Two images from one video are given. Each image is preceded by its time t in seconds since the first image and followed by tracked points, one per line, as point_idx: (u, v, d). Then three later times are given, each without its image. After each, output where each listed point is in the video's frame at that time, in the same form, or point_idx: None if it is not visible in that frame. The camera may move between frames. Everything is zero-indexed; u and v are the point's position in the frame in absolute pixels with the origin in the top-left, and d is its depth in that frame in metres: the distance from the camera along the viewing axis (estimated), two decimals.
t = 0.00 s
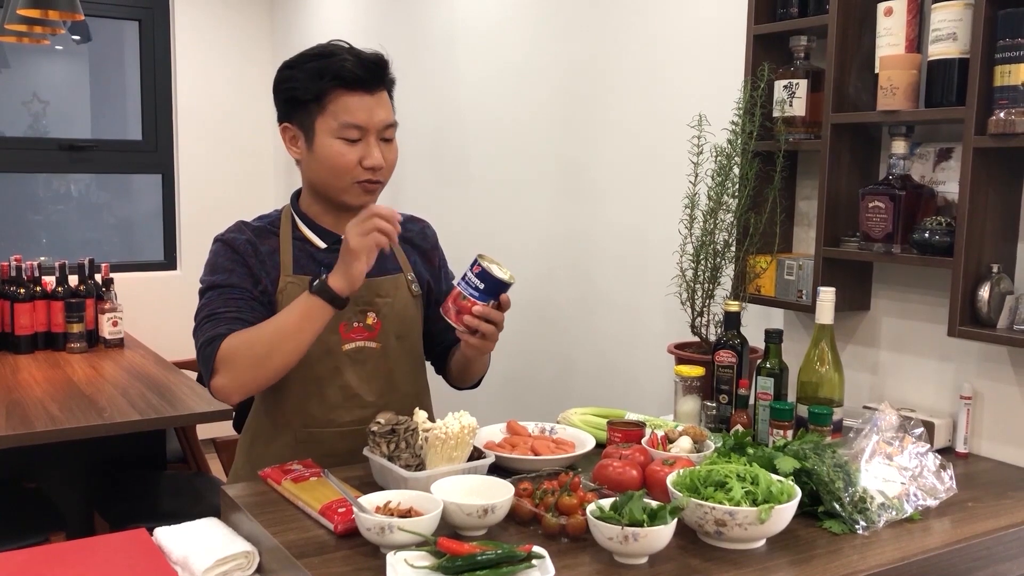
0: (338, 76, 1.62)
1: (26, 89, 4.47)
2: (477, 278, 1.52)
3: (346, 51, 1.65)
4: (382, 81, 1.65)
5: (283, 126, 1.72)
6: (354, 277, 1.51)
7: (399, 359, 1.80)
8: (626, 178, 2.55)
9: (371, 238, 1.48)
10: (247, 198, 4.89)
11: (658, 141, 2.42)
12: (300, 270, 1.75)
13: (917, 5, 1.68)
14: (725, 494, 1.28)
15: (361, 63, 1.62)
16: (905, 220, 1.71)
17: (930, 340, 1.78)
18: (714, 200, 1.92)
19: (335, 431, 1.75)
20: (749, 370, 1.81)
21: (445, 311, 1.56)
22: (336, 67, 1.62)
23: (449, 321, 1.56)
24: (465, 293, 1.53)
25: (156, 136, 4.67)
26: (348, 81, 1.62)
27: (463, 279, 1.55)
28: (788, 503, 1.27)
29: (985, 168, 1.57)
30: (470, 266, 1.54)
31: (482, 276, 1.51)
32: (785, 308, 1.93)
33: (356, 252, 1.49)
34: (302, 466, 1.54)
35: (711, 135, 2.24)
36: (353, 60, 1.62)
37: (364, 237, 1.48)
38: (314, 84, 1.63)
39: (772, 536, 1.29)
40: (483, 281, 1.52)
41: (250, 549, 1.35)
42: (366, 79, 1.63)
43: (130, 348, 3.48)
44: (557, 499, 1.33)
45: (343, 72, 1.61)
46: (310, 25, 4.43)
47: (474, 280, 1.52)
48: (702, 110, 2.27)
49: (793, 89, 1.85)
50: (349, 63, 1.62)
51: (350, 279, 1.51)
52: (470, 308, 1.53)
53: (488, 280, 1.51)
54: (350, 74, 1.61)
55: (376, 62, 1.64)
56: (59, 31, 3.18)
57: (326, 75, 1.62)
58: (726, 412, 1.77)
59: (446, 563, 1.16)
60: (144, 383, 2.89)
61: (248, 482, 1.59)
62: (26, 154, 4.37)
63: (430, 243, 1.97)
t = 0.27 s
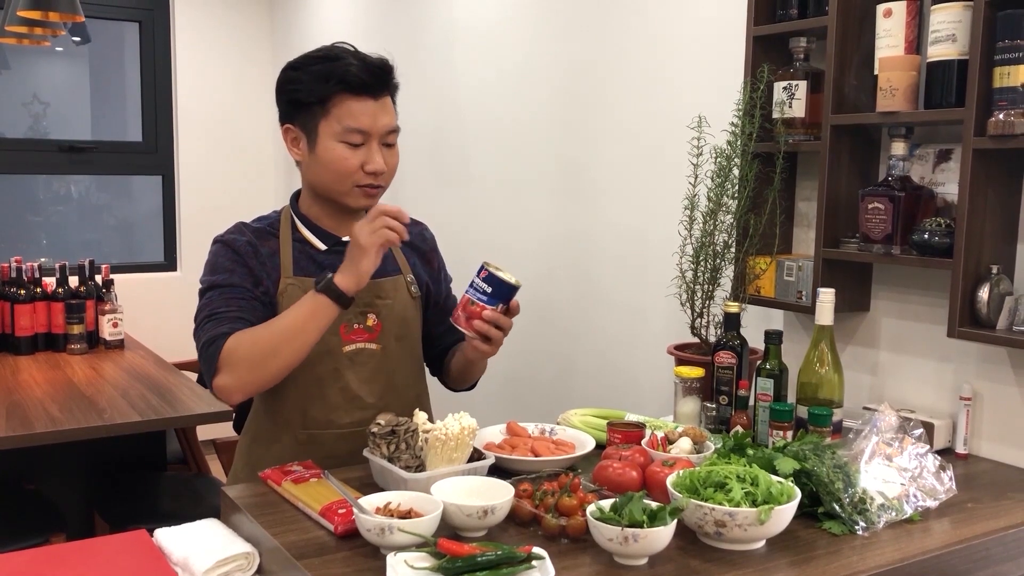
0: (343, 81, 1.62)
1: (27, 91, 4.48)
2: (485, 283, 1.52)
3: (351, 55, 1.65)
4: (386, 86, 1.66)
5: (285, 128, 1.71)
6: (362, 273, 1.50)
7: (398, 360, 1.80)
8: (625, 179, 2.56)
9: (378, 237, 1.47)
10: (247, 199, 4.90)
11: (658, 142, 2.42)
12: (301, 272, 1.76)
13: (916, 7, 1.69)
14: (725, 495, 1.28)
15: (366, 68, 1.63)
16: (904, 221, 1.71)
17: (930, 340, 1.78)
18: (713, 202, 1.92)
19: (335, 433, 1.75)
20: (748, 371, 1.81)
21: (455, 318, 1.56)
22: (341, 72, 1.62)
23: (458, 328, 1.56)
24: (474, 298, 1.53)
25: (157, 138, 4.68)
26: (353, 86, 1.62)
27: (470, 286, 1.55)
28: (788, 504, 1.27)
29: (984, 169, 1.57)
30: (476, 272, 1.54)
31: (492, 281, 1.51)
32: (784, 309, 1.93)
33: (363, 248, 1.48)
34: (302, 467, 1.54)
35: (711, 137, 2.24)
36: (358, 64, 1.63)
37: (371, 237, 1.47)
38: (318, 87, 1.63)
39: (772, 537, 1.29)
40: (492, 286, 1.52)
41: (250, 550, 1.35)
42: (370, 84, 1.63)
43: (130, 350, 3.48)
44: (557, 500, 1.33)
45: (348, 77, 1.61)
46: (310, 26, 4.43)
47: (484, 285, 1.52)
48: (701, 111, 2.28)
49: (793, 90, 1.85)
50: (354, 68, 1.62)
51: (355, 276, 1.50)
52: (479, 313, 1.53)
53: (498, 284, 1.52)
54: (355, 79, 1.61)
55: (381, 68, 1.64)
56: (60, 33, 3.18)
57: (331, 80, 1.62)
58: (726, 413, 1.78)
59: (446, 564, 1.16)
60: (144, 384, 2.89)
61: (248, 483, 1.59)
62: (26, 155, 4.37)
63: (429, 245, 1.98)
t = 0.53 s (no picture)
0: (337, 71, 1.65)
1: (27, 92, 4.48)
2: (532, 284, 1.60)
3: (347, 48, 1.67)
4: (383, 76, 1.67)
5: (292, 128, 1.75)
6: (281, 388, 1.40)
7: (402, 363, 1.81)
8: (626, 180, 2.56)
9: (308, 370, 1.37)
10: (247, 199, 4.90)
11: (658, 143, 2.42)
12: (306, 277, 1.75)
13: (916, 8, 1.69)
14: (725, 496, 1.28)
15: (358, 56, 1.64)
16: (904, 223, 1.71)
17: (930, 341, 1.78)
18: (714, 203, 1.93)
19: (341, 437, 1.75)
20: (748, 372, 1.81)
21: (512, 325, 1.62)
22: (334, 63, 1.64)
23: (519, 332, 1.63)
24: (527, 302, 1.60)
25: (157, 138, 4.68)
26: (347, 76, 1.64)
27: (512, 293, 1.61)
28: (789, 505, 1.27)
29: (985, 170, 1.58)
30: (515, 278, 1.61)
31: (540, 280, 1.59)
32: (785, 310, 1.93)
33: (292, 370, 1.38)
34: (302, 468, 1.54)
35: (711, 138, 2.24)
36: (351, 55, 1.64)
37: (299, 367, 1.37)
38: (314, 79, 1.66)
39: (772, 538, 1.29)
40: (537, 284, 1.60)
41: (250, 551, 1.35)
42: (364, 73, 1.64)
43: (130, 351, 3.48)
44: (557, 500, 1.33)
45: (341, 66, 1.63)
46: (310, 27, 4.43)
47: (530, 286, 1.60)
48: (702, 112, 2.28)
49: (793, 91, 1.86)
50: (347, 57, 1.64)
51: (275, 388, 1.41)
52: (537, 312, 1.62)
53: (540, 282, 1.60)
54: (347, 68, 1.63)
55: (376, 56, 1.66)
56: (60, 33, 3.18)
57: (325, 68, 1.65)
58: (726, 414, 1.78)
59: (447, 565, 1.16)
60: (144, 385, 2.89)
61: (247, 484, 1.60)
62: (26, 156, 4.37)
63: (431, 250, 1.99)
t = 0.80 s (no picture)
0: (335, 70, 1.66)
1: (27, 93, 4.49)
2: (538, 300, 1.59)
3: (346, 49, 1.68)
4: (381, 75, 1.67)
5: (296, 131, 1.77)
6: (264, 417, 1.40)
7: (404, 365, 1.81)
8: (625, 181, 2.56)
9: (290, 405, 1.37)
10: (247, 200, 4.90)
11: (658, 144, 2.42)
12: (308, 279, 1.74)
13: (916, 9, 1.69)
14: (724, 497, 1.28)
15: (355, 55, 1.65)
16: (904, 224, 1.71)
17: (930, 342, 1.78)
18: (713, 204, 1.93)
19: (343, 439, 1.75)
20: (748, 373, 1.81)
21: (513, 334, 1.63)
22: (331, 63, 1.65)
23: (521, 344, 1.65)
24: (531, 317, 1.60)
25: (157, 139, 4.68)
26: (344, 75, 1.65)
27: (517, 306, 1.61)
28: (788, 506, 1.27)
29: (984, 171, 1.58)
30: (521, 292, 1.60)
31: (547, 297, 1.58)
32: (784, 311, 1.93)
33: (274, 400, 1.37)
34: (301, 469, 1.54)
35: (711, 138, 2.24)
36: (348, 54, 1.65)
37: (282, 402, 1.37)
38: (312, 79, 1.67)
39: (771, 539, 1.29)
40: (543, 299, 1.60)
41: (250, 551, 1.35)
42: (362, 72, 1.65)
43: (130, 351, 3.48)
44: (556, 501, 1.33)
45: (338, 66, 1.64)
46: (310, 28, 4.43)
47: (536, 302, 1.59)
48: (701, 113, 2.28)
49: (793, 92, 1.86)
50: (344, 56, 1.65)
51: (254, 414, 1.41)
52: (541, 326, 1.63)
53: (547, 297, 1.59)
54: (343, 66, 1.64)
55: (374, 55, 1.66)
56: (60, 34, 3.18)
57: (322, 69, 1.66)
58: (726, 415, 1.78)
59: (446, 566, 1.16)
60: (143, 386, 2.89)
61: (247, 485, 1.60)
62: (26, 157, 4.38)
63: (434, 251, 1.99)
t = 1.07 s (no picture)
0: (328, 71, 1.66)
1: (27, 94, 4.50)
2: (477, 287, 1.57)
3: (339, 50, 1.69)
4: (375, 75, 1.68)
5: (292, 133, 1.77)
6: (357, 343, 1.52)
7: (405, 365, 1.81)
8: (625, 181, 2.56)
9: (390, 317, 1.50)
10: (248, 201, 4.90)
11: (658, 144, 2.43)
12: (311, 278, 1.75)
13: (915, 10, 1.69)
14: (724, 497, 1.28)
15: (348, 55, 1.65)
16: (903, 225, 1.72)
17: (929, 343, 1.78)
18: (713, 205, 1.93)
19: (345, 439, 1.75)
20: (748, 374, 1.82)
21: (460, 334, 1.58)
22: (325, 63, 1.65)
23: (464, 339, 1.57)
24: (470, 306, 1.56)
25: (157, 140, 4.68)
26: (338, 76, 1.65)
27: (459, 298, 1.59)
28: (787, 507, 1.27)
29: (983, 171, 1.58)
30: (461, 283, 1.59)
31: (483, 282, 1.56)
32: (784, 312, 1.93)
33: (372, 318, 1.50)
34: (302, 470, 1.54)
35: (710, 139, 2.24)
36: (341, 54, 1.66)
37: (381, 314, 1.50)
38: (307, 80, 1.67)
39: (771, 539, 1.29)
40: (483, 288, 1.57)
41: (250, 552, 1.35)
42: (356, 72, 1.65)
43: (130, 352, 3.48)
44: (556, 502, 1.33)
45: (332, 67, 1.65)
46: (310, 28, 4.43)
47: (475, 289, 1.57)
48: (701, 115, 2.28)
49: (792, 93, 1.86)
50: (338, 57, 1.65)
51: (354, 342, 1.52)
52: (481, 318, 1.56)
53: (486, 285, 1.57)
54: (337, 66, 1.64)
55: (368, 55, 1.66)
56: (60, 35, 3.19)
57: (316, 69, 1.66)
58: (725, 416, 1.78)
59: (446, 566, 1.16)
60: (144, 387, 2.89)
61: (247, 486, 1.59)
62: (26, 158, 4.38)
63: (436, 251, 2.00)
